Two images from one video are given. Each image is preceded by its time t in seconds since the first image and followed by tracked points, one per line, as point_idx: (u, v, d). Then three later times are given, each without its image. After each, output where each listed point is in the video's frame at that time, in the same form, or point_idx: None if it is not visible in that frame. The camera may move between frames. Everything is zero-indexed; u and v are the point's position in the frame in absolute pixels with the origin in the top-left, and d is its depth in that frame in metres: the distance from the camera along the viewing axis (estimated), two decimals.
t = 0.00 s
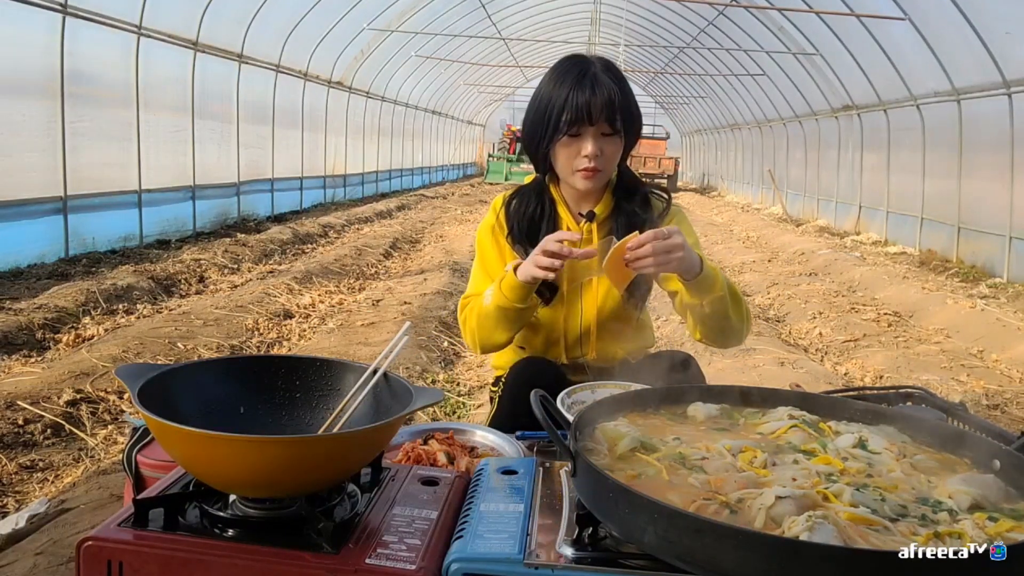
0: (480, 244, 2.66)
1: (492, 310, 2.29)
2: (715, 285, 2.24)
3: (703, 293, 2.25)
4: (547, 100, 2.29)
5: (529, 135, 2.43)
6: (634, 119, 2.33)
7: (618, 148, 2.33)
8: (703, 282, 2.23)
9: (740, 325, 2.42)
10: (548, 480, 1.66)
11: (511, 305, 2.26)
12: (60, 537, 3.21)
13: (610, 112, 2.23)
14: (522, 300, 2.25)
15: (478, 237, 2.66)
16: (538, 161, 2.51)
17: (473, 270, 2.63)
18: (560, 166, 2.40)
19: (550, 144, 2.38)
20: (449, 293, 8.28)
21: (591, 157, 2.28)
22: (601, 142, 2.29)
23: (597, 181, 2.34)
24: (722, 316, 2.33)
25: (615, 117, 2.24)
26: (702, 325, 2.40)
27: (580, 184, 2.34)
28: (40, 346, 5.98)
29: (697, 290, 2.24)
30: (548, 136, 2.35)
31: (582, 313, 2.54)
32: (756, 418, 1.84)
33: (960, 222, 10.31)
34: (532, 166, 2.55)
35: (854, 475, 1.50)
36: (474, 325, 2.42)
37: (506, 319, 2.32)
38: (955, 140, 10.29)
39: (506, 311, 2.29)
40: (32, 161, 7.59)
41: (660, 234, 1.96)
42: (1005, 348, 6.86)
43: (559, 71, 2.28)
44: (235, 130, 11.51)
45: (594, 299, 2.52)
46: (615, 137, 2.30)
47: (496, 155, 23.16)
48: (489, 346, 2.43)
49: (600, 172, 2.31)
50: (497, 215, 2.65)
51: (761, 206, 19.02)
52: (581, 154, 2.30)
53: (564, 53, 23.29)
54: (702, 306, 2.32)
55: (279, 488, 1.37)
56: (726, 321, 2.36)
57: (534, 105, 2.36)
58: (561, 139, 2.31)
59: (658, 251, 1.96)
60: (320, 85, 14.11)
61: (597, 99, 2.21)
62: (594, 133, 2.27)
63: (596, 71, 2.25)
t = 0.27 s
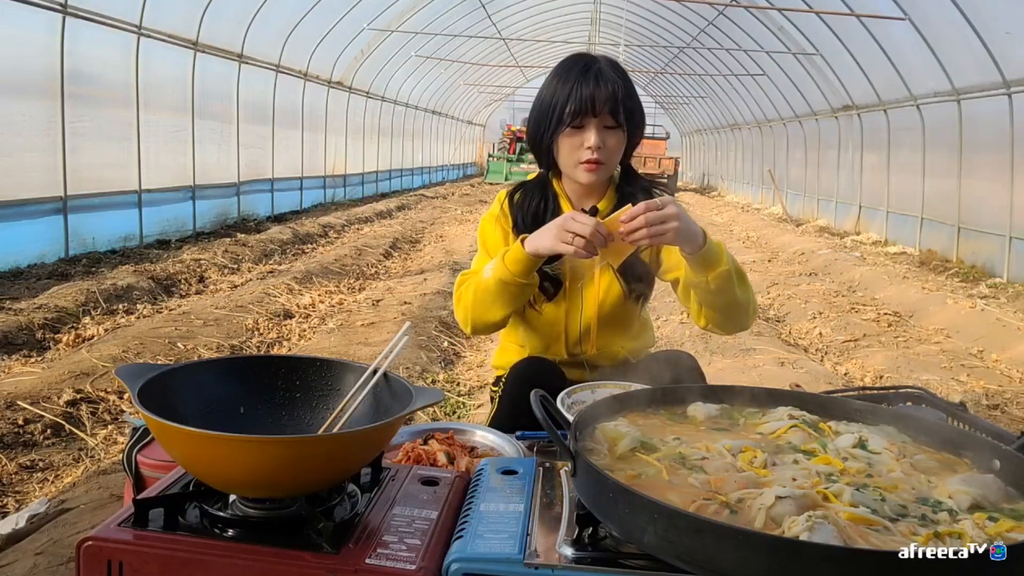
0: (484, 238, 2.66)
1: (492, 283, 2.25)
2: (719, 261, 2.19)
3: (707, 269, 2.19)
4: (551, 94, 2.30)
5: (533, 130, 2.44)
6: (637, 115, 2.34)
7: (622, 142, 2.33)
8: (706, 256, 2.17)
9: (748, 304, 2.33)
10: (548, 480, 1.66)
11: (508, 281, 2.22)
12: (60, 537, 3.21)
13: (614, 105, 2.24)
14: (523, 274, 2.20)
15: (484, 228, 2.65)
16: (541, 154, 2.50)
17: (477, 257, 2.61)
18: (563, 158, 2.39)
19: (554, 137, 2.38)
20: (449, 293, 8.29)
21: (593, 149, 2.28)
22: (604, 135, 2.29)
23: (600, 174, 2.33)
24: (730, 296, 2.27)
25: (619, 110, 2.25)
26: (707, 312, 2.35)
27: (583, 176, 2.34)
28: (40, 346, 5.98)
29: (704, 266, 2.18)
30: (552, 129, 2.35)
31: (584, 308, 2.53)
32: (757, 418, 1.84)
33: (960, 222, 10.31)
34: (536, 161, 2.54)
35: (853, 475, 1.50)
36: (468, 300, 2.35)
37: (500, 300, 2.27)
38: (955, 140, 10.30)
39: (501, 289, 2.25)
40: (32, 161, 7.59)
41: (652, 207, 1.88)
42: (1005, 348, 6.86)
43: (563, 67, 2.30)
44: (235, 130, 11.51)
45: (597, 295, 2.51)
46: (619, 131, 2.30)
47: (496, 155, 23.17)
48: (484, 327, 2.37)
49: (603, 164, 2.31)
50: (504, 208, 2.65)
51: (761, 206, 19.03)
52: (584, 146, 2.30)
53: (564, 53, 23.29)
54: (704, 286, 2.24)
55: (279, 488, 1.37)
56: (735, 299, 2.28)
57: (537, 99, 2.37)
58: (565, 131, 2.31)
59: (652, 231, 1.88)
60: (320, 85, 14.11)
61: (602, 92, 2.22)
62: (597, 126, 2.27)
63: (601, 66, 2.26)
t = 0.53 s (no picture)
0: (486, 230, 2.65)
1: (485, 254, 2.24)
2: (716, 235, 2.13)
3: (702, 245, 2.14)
4: (557, 93, 2.33)
5: (539, 131, 2.45)
6: (642, 116, 2.33)
7: (626, 141, 2.31)
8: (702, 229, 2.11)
9: (748, 285, 2.30)
10: (548, 480, 1.66)
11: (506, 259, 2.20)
12: (60, 537, 3.21)
13: (618, 101, 2.25)
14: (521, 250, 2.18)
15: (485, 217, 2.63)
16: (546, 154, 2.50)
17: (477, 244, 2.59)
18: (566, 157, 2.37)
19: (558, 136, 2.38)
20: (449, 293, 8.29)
21: (597, 144, 2.25)
22: (608, 131, 2.27)
23: (603, 171, 2.29)
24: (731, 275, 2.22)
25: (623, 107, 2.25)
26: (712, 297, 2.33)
27: (586, 173, 2.30)
28: (40, 346, 5.98)
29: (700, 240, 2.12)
30: (556, 126, 2.36)
31: (587, 303, 2.54)
32: (756, 418, 1.84)
33: (960, 222, 10.31)
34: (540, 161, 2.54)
35: (854, 475, 1.50)
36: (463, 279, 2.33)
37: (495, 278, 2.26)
38: (955, 140, 10.30)
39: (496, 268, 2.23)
40: (32, 161, 7.59)
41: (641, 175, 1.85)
42: (1006, 348, 6.86)
43: (569, 66, 2.33)
44: (235, 130, 11.51)
45: (600, 290, 2.54)
46: (623, 128, 2.29)
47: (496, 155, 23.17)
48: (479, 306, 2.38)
49: (605, 161, 2.27)
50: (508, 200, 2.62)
51: (761, 206, 19.03)
52: (587, 141, 2.28)
53: (563, 53, 23.29)
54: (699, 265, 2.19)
55: (279, 489, 1.37)
56: (736, 276, 2.24)
57: (542, 101, 2.40)
58: (569, 128, 2.31)
59: (642, 205, 1.84)
60: (320, 85, 14.11)
61: (606, 89, 2.24)
62: (601, 121, 2.27)
63: (606, 65, 2.29)
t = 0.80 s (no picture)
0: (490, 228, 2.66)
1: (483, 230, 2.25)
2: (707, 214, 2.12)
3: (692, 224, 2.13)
4: (559, 91, 2.33)
5: (541, 129, 2.45)
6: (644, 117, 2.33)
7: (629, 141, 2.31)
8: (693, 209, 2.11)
9: (745, 269, 2.29)
10: (548, 480, 1.67)
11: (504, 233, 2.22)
12: (60, 537, 3.21)
13: (620, 103, 2.26)
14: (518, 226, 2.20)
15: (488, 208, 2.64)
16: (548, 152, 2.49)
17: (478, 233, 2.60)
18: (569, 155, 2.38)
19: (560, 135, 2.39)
20: (449, 293, 8.29)
21: (598, 143, 2.26)
22: (609, 131, 2.28)
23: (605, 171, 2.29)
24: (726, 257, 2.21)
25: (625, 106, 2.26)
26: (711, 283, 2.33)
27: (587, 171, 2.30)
28: (40, 347, 5.98)
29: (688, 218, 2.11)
30: (558, 125, 2.37)
31: (587, 300, 2.53)
32: (757, 418, 1.84)
33: (960, 222, 10.32)
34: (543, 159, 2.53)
35: (854, 475, 1.50)
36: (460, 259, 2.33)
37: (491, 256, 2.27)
38: (955, 140, 10.30)
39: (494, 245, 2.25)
40: (32, 161, 7.58)
41: (633, 148, 1.88)
42: (1006, 348, 6.86)
43: (572, 66, 2.33)
44: (235, 130, 11.52)
45: (600, 288, 2.52)
46: (624, 129, 2.29)
47: (496, 155, 23.17)
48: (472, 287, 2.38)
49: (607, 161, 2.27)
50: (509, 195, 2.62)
51: (761, 206, 19.04)
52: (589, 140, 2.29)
53: (563, 53, 23.28)
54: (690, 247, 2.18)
55: (278, 489, 1.37)
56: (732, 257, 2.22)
57: (546, 99, 2.41)
58: (571, 125, 2.32)
59: (635, 179, 1.86)
60: (320, 85, 14.11)
61: (607, 90, 2.25)
62: (603, 121, 2.27)
63: (609, 64, 2.29)
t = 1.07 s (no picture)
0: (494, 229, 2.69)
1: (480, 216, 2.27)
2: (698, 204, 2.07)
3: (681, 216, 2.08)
4: (562, 90, 2.34)
5: (543, 128, 2.45)
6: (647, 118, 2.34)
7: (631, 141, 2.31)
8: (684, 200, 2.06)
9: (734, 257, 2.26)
10: (548, 480, 1.67)
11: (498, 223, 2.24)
12: (60, 537, 3.21)
13: (623, 103, 2.27)
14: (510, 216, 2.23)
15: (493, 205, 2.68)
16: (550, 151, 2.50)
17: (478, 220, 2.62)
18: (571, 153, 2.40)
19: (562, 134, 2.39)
20: (449, 293, 8.29)
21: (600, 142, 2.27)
22: (611, 130, 2.29)
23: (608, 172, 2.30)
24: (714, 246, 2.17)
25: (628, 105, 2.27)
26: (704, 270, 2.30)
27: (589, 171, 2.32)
28: (40, 347, 5.98)
29: (677, 210, 2.07)
30: (560, 124, 2.37)
31: (587, 298, 2.54)
32: (756, 418, 1.84)
33: (960, 222, 10.32)
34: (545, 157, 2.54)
35: (854, 475, 1.50)
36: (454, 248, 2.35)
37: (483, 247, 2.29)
38: (955, 140, 10.30)
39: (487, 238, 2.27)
40: (32, 161, 7.58)
41: (626, 139, 1.80)
42: (1006, 348, 6.86)
43: (575, 65, 2.33)
44: (235, 130, 11.52)
45: (599, 285, 2.52)
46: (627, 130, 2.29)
47: (496, 155, 23.20)
48: (469, 276, 2.42)
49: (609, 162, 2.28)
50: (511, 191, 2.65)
51: (761, 206, 19.04)
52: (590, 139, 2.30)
53: (564, 53, 23.28)
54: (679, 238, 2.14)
55: (278, 488, 1.37)
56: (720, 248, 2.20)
57: (549, 99, 2.41)
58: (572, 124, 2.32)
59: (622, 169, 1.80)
60: (320, 85, 14.12)
61: (610, 90, 2.26)
62: (605, 120, 2.28)
63: (613, 63, 2.29)
